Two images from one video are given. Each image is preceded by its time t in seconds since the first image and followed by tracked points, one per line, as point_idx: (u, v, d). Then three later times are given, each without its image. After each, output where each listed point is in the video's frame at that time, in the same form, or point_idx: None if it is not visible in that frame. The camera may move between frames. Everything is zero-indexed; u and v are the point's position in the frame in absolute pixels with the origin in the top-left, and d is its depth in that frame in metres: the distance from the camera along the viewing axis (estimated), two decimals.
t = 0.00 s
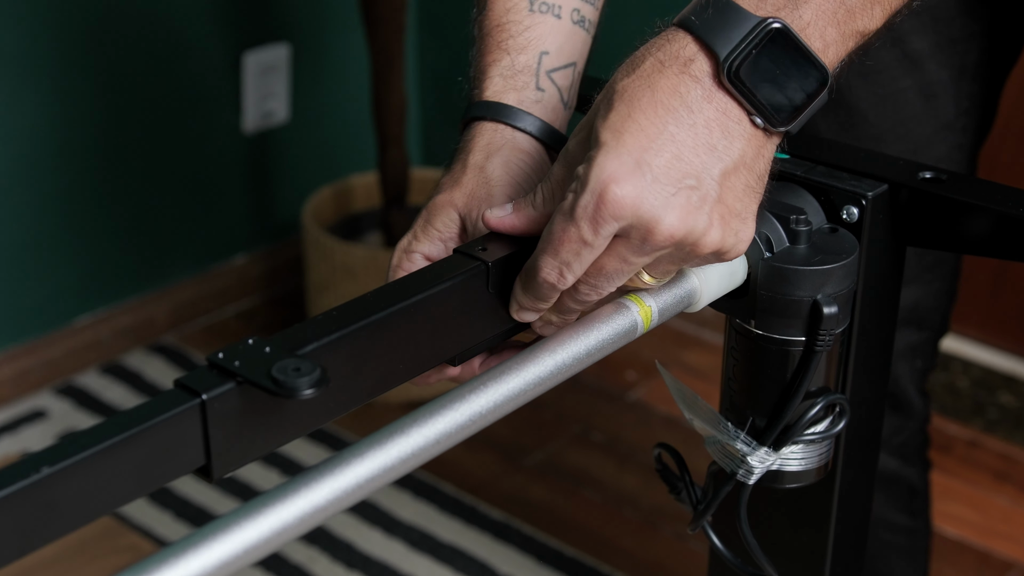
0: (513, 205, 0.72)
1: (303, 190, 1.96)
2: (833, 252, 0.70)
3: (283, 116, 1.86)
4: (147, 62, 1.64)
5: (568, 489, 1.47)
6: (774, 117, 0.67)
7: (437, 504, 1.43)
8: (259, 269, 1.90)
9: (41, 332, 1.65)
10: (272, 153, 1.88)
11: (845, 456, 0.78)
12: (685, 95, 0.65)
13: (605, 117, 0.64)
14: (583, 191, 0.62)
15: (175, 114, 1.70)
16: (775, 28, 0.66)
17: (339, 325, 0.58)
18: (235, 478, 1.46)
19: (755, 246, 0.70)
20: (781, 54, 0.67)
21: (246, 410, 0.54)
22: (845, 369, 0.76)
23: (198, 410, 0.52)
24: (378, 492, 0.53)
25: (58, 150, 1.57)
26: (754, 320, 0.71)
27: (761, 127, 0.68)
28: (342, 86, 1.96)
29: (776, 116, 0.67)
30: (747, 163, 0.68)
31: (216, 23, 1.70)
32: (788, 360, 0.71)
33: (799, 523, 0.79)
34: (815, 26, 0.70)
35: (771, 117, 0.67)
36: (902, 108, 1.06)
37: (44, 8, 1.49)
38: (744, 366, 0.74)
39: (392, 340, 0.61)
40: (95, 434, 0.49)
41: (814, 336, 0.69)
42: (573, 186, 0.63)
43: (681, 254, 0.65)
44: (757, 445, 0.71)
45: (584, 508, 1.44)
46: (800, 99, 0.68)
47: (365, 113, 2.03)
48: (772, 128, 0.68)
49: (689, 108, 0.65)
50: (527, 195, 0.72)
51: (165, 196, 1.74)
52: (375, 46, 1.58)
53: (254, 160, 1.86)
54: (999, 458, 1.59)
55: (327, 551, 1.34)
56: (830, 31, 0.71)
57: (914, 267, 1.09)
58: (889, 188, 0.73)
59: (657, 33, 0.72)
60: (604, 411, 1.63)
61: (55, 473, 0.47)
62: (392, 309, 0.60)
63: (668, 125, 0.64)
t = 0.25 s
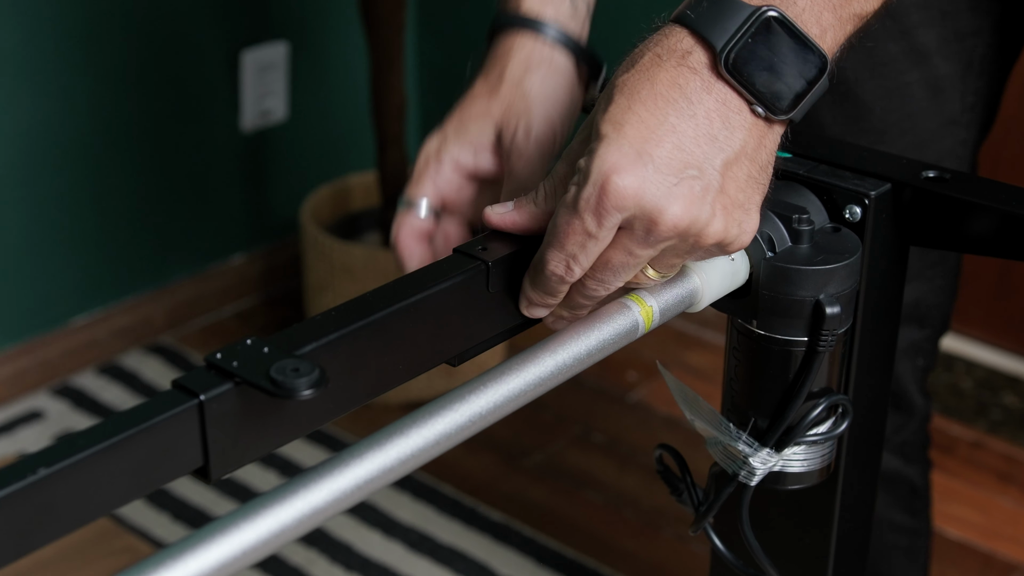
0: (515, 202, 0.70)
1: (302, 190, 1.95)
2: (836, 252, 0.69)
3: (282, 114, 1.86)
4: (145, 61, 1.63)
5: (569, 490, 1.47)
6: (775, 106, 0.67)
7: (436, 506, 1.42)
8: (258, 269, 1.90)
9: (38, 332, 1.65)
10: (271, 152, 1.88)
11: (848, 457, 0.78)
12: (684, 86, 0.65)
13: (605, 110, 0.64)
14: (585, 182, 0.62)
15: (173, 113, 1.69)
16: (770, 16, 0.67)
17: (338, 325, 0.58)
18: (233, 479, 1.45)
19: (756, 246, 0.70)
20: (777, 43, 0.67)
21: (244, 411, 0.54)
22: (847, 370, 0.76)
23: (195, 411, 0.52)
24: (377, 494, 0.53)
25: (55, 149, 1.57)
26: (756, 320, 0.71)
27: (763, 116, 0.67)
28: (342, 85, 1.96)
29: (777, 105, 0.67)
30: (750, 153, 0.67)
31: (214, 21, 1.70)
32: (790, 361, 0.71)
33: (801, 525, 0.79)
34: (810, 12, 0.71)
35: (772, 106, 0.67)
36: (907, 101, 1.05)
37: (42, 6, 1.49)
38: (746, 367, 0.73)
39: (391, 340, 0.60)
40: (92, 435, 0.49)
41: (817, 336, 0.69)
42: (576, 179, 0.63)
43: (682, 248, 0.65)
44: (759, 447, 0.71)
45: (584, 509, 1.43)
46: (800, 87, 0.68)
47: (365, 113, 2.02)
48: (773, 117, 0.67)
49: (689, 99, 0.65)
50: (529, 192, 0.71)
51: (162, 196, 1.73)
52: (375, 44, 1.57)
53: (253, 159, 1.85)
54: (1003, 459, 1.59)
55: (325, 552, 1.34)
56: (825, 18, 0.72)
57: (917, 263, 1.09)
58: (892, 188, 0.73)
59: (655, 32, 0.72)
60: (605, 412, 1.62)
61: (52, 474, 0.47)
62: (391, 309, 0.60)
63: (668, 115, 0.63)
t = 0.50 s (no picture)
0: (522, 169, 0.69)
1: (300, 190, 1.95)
2: (839, 251, 0.69)
3: (281, 113, 1.85)
4: (142, 61, 1.62)
5: (569, 492, 1.46)
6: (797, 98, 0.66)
7: (435, 507, 1.42)
8: (256, 270, 1.89)
9: (33, 333, 1.64)
10: (269, 152, 1.87)
11: (851, 458, 0.77)
12: (707, 70, 0.63)
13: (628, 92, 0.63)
14: (607, 165, 0.61)
15: (170, 113, 1.69)
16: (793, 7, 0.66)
17: (337, 325, 0.57)
18: (230, 481, 1.44)
19: (759, 245, 0.69)
20: (800, 33, 0.66)
21: (243, 411, 0.54)
22: (850, 370, 0.75)
23: (194, 411, 0.52)
24: (376, 495, 0.52)
25: (51, 148, 1.56)
26: (758, 320, 0.70)
27: (785, 106, 0.66)
28: (341, 85, 1.94)
29: (798, 98, 0.66)
30: (769, 144, 0.66)
31: (211, 20, 1.69)
32: (793, 361, 0.70)
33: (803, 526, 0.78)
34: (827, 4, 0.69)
35: (793, 98, 0.66)
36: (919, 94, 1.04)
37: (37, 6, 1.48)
38: (748, 367, 0.73)
39: (390, 340, 0.60)
40: (90, 435, 0.49)
41: (819, 336, 0.68)
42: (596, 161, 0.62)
43: (689, 240, 0.65)
44: (761, 448, 0.70)
45: (583, 511, 1.43)
46: (821, 80, 0.67)
47: (365, 113, 2.01)
48: (794, 107, 0.66)
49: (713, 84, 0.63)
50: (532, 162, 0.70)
51: (160, 197, 1.73)
52: (374, 43, 1.56)
53: (252, 160, 1.85)
54: (1006, 460, 1.58)
55: (323, 554, 1.33)
56: (844, 8, 0.70)
57: (923, 260, 1.08)
58: (895, 187, 0.72)
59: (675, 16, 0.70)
60: (606, 412, 1.62)
61: (49, 475, 0.47)
62: (390, 308, 0.59)
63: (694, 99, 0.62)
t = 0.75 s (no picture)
0: None
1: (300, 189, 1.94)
2: (841, 251, 0.68)
3: (279, 112, 1.84)
4: (139, 60, 1.62)
5: (569, 493, 1.46)
6: None
7: (435, 509, 1.41)
8: (255, 269, 1.89)
9: (30, 333, 1.64)
10: (268, 150, 1.86)
11: (853, 460, 0.76)
12: None
13: None
14: None
15: (168, 112, 1.68)
16: None
17: (336, 325, 0.57)
18: (229, 482, 1.44)
19: (760, 244, 0.68)
20: None
21: (240, 412, 0.53)
22: (852, 371, 0.75)
23: (191, 412, 0.51)
24: (375, 496, 0.52)
25: (48, 148, 1.56)
26: (760, 320, 0.70)
27: None
28: (341, 84, 1.93)
29: None
30: None
31: (208, 19, 1.68)
32: (795, 362, 0.70)
33: (804, 527, 0.78)
34: None
35: None
36: (989, 89, 0.90)
37: (33, 5, 1.47)
38: (750, 368, 0.72)
39: (388, 341, 0.59)
40: (86, 437, 0.49)
41: (821, 337, 0.68)
42: None
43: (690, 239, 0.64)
44: (763, 449, 0.70)
45: (583, 513, 1.42)
46: None
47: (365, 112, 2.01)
48: None
49: None
50: None
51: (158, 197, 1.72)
52: (372, 42, 1.55)
53: (251, 159, 1.84)
54: (1009, 461, 1.58)
55: (322, 556, 1.33)
56: None
57: (980, 265, 1.00)
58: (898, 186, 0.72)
59: None
60: (606, 413, 1.61)
61: (45, 477, 0.47)
62: (389, 308, 0.59)
63: None
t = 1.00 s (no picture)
0: None
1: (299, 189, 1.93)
2: (844, 251, 0.67)
3: (277, 111, 1.83)
4: (136, 60, 1.61)
5: (569, 495, 1.45)
6: None
7: (434, 511, 1.40)
8: (253, 270, 1.88)
9: (27, 334, 1.63)
10: (267, 150, 1.85)
11: (856, 461, 0.76)
12: None
13: None
14: None
15: (166, 111, 1.68)
16: None
17: (335, 324, 0.56)
18: (227, 483, 1.43)
19: (762, 244, 0.68)
20: None
21: (238, 413, 0.53)
22: (855, 372, 0.74)
23: (188, 414, 0.51)
24: (374, 498, 0.51)
25: (44, 147, 1.56)
26: (762, 321, 0.69)
27: None
28: (341, 84, 1.92)
29: None
30: None
31: (207, 18, 1.67)
32: (797, 362, 0.69)
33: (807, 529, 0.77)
34: None
35: None
36: None
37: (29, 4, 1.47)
38: (752, 368, 0.71)
39: (387, 341, 0.59)
40: (83, 438, 0.48)
41: (824, 337, 0.67)
42: None
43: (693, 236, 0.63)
44: (765, 450, 0.69)
45: (583, 514, 1.42)
46: None
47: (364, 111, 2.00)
48: None
49: None
50: None
51: (156, 197, 1.72)
52: (371, 40, 1.54)
53: (251, 159, 1.83)
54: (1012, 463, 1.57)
55: (320, 558, 1.32)
56: None
57: None
58: (901, 185, 0.71)
59: None
60: (607, 414, 1.61)
61: (41, 479, 0.46)
62: (388, 307, 0.58)
63: None
